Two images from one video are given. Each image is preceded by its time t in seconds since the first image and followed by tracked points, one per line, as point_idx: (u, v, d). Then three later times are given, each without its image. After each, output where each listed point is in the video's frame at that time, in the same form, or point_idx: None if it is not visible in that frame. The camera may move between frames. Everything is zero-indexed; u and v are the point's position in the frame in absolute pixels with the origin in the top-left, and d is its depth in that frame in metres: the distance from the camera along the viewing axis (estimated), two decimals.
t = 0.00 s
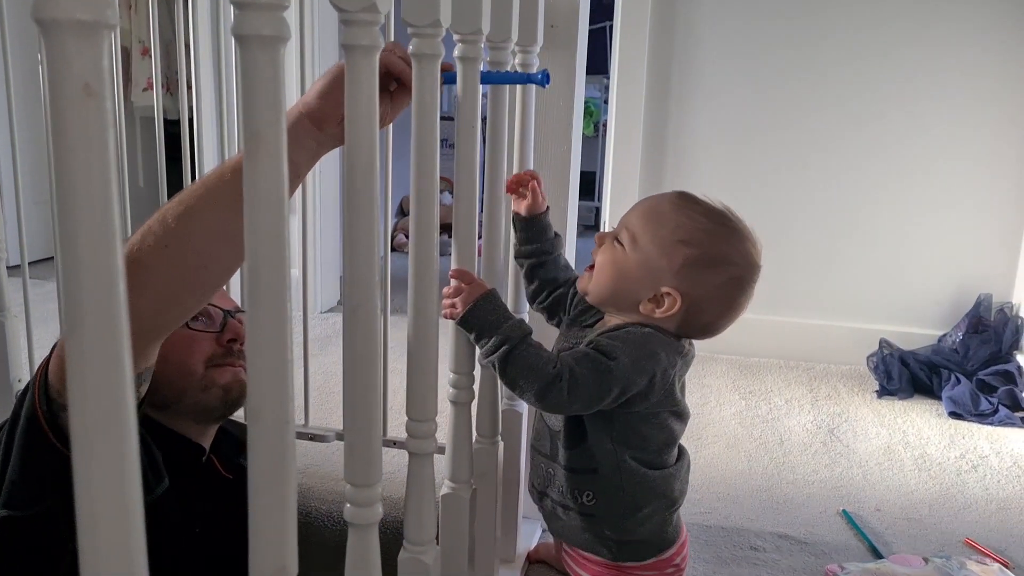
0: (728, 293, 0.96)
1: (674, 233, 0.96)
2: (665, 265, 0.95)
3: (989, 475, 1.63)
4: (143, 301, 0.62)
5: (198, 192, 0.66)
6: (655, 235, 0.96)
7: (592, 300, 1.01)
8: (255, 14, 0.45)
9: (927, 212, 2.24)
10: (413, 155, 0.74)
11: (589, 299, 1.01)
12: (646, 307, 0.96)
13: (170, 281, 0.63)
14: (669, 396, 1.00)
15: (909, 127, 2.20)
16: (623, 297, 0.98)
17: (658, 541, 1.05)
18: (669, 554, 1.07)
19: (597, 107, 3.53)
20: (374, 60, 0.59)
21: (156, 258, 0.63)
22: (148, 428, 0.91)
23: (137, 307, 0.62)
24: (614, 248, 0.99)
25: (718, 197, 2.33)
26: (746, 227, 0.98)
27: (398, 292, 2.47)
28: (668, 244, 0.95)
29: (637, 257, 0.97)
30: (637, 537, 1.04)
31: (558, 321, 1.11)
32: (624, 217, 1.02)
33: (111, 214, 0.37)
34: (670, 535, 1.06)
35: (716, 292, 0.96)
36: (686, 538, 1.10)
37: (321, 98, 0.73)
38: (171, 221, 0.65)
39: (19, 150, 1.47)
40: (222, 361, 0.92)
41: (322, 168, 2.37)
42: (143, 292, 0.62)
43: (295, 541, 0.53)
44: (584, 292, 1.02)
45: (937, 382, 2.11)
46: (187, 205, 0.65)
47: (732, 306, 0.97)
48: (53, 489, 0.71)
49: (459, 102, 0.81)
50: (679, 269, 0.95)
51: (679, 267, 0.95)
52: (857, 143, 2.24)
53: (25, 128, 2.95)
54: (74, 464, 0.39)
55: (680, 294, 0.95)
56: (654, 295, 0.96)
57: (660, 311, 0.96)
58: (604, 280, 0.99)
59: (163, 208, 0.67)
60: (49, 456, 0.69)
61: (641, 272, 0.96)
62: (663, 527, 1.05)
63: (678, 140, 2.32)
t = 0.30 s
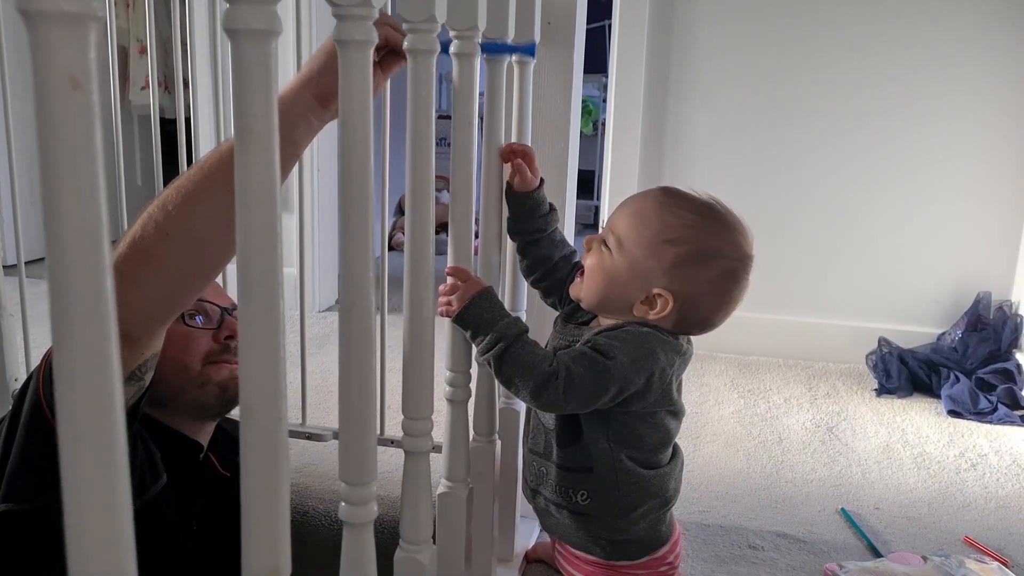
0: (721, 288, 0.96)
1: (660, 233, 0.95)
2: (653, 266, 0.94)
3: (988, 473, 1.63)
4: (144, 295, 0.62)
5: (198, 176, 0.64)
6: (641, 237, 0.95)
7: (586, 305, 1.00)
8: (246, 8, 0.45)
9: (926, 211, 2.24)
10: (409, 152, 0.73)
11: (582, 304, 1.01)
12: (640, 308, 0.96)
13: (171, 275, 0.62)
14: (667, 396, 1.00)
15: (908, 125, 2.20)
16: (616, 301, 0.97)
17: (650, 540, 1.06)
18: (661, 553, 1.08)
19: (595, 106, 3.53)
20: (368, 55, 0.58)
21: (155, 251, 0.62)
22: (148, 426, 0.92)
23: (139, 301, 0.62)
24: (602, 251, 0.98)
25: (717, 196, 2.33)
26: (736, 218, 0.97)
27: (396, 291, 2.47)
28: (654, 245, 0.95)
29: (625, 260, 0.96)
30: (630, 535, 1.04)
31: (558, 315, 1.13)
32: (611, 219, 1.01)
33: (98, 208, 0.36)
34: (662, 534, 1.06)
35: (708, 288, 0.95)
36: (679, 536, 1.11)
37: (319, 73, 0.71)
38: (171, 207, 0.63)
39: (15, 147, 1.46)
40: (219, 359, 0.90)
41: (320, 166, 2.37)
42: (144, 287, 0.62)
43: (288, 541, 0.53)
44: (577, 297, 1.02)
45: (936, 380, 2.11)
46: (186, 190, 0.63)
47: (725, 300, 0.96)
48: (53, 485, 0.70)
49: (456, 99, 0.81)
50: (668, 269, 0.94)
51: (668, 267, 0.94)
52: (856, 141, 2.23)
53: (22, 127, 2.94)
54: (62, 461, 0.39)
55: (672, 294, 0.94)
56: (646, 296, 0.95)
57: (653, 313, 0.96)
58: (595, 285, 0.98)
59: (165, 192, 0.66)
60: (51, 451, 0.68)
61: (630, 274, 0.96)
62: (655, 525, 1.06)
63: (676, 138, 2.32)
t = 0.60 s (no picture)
0: (719, 296, 0.95)
1: (663, 233, 0.94)
2: (654, 267, 0.94)
3: (988, 468, 1.63)
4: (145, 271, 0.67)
5: (186, 156, 0.68)
6: (645, 235, 0.94)
7: (584, 296, 1.00)
8: None
9: (926, 205, 2.23)
10: (406, 145, 0.73)
11: (581, 295, 1.00)
12: (635, 307, 0.95)
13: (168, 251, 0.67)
14: (663, 394, 0.99)
15: (908, 119, 2.19)
16: (614, 296, 0.97)
17: (646, 535, 1.06)
18: (657, 547, 1.07)
19: (594, 101, 3.52)
20: (364, 47, 0.58)
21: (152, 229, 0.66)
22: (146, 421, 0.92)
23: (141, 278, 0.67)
24: (606, 244, 0.98)
25: (716, 190, 2.32)
26: (744, 227, 0.96)
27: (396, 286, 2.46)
28: (658, 245, 0.94)
29: (626, 257, 0.95)
30: (626, 530, 1.04)
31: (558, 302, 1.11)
32: (619, 212, 1.00)
33: (90, 200, 0.36)
34: (657, 529, 1.06)
35: (705, 295, 0.94)
36: (675, 530, 1.11)
37: (306, 39, 0.72)
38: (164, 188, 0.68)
39: (10, 141, 1.46)
40: (217, 352, 0.90)
41: (319, 161, 2.36)
42: (144, 264, 0.67)
43: (284, 536, 0.52)
44: (577, 288, 1.02)
45: (936, 375, 2.11)
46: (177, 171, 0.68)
47: (722, 308, 0.96)
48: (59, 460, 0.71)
49: (453, 91, 0.80)
50: (667, 271, 0.93)
51: (668, 269, 0.93)
52: (856, 135, 2.23)
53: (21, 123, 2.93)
54: (55, 455, 0.38)
55: (668, 297, 0.94)
56: (643, 295, 0.95)
57: (647, 314, 0.95)
58: (594, 279, 0.98)
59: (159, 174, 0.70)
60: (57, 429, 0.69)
61: (630, 272, 0.95)
62: (651, 520, 1.05)
63: (675, 133, 2.31)
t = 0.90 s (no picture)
0: (723, 302, 0.95)
1: (673, 237, 0.94)
2: (660, 269, 0.94)
3: (989, 465, 1.63)
4: (157, 265, 0.68)
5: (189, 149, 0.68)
6: (653, 237, 0.94)
7: (589, 294, 1.00)
8: None
9: (926, 202, 2.23)
10: (407, 145, 0.73)
11: (586, 292, 1.01)
12: (639, 308, 0.95)
13: (177, 244, 0.68)
14: (664, 394, 0.99)
15: (908, 115, 2.19)
16: (619, 296, 0.97)
17: (644, 533, 1.06)
18: (656, 545, 1.08)
19: (594, 99, 3.52)
20: (364, 47, 0.58)
21: (161, 224, 0.68)
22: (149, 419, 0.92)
23: (153, 271, 0.68)
24: (614, 243, 0.98)
25: (716, 188, 2.33)
26: (752, 234, 0.96)
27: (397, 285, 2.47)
28: (665, 248, 0.94)
29: (633, 258, 0.95)
30: (624, 529, 1.04)
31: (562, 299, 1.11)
32: (629, 212, 1.01)
33: (92, 200, 0.36)
34: (656, 527, 1.07)
35: (710, 300, 0.94)
36: (673, 529, 1.11)
37: (296, 27, 0.73)
38: (168, 181, 0.68)
39: (11, 142, 1.46)
40: (218, 350, 0.91)
41: (319, 161, 2.37)
42: (155, 258, 0.68)
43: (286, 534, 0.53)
44: (581, 284, 1.02)
45: (937, 372, 2.11)
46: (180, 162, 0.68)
47: (725, 314, 0.96)
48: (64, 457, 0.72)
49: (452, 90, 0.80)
50: (673, 274, 0.93)
51: (674, 272, 0.93)
52: (856, 132, 2.23)
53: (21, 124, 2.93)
54: (59, 455, 0.39)
55: (673, 300, 0.94)
56: (648, 297, 0.95)
57: (651, 315, 0.95)
58: (600, 277, 0.98)
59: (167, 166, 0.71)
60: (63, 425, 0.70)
61: (636, 272, 0.95)
62: (649, 519, 1.06)
63: (675, 131, 2.31)
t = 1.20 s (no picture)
0: (721, 316, 0.95)
1: (670, 252, 0.94)
2: (657, 284, 0.94)
3: (990, 471, 1.63)
4: (173, 277, 0.68)
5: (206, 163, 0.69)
6: (650, 252, 0.95)
7: (588, 308, 1.01)
8: (240, 26, 0.45)
9: (924, 209, 2.24)
10: (405, 163, 0.74)
11: (584, 306, 1.01)
12: (636, 322, 0.95)
13: (192, 253, 0.67)
14: (662, 408, 1.00)
15: (906, 123, 2.20)
16: (617, 310, 0.97)
17: (642, 545, 1.07)
18: (654, 556, 1.08)
19: (593, 109, 3.54)
20: (362, 68, 0.59)
21: (177, 236, 0.68)
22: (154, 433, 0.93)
23: (170, 283, 0.68)
24: (611, 258, 0.99)
25: (716, 197, 2.33)
26: (749, 249, 0.97)
27: (398, 297, 2.47)
28: (662, 263, 0.94)
29: (631, 272, 0.96)
30: (622, 541, 1.04)
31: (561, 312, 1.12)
32: (626, 226, 1.01)
33: (95, 224, 0.37)
34: (653, 538, 1.07)
35: (707, 315, 0.95)
36: (671, 539, 1.12)
37: (308, 45, 0.74)
38: (187, 194, 0.69)
39: (14, 160, 1.47)
40: (221, 364, 0.92)
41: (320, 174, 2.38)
42: (172, 271, 0.68)
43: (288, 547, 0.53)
44: (580, 298, 1.02)
45: (937, 379, 2.11)
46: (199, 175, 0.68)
47: (723, 328, 0.96)
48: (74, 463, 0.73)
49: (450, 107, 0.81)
50: (670, 289, 0.94)
51: (671, 287, 0.94)
52: (854, 140, 2.24)
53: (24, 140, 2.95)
54: (65, 474, 0.39)
55: (670, 315, 0.94)
56: (645, 312, 0.95)
57: (649, 329, 0.95)
58: (598, 292, 0.98)
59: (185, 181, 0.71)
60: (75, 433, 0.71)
61: (633, 287, 0.96)
62: (647, 531, 1.06)
63: (674, 140, 2.32)
